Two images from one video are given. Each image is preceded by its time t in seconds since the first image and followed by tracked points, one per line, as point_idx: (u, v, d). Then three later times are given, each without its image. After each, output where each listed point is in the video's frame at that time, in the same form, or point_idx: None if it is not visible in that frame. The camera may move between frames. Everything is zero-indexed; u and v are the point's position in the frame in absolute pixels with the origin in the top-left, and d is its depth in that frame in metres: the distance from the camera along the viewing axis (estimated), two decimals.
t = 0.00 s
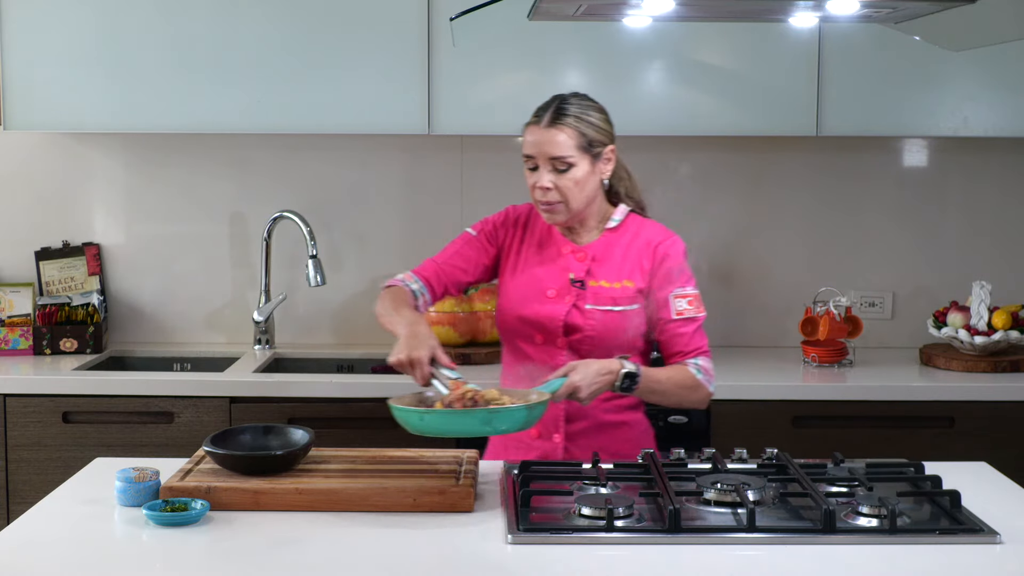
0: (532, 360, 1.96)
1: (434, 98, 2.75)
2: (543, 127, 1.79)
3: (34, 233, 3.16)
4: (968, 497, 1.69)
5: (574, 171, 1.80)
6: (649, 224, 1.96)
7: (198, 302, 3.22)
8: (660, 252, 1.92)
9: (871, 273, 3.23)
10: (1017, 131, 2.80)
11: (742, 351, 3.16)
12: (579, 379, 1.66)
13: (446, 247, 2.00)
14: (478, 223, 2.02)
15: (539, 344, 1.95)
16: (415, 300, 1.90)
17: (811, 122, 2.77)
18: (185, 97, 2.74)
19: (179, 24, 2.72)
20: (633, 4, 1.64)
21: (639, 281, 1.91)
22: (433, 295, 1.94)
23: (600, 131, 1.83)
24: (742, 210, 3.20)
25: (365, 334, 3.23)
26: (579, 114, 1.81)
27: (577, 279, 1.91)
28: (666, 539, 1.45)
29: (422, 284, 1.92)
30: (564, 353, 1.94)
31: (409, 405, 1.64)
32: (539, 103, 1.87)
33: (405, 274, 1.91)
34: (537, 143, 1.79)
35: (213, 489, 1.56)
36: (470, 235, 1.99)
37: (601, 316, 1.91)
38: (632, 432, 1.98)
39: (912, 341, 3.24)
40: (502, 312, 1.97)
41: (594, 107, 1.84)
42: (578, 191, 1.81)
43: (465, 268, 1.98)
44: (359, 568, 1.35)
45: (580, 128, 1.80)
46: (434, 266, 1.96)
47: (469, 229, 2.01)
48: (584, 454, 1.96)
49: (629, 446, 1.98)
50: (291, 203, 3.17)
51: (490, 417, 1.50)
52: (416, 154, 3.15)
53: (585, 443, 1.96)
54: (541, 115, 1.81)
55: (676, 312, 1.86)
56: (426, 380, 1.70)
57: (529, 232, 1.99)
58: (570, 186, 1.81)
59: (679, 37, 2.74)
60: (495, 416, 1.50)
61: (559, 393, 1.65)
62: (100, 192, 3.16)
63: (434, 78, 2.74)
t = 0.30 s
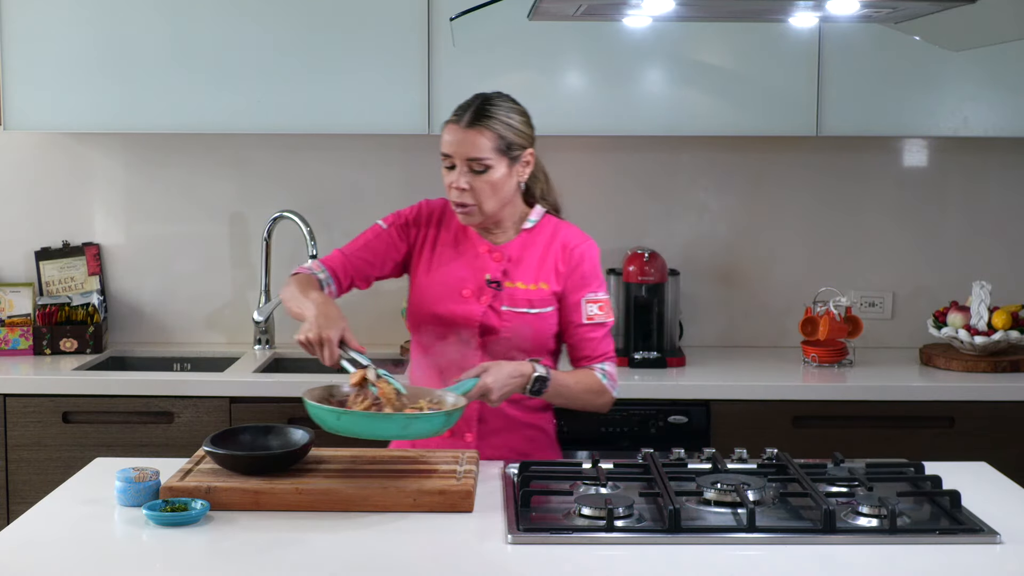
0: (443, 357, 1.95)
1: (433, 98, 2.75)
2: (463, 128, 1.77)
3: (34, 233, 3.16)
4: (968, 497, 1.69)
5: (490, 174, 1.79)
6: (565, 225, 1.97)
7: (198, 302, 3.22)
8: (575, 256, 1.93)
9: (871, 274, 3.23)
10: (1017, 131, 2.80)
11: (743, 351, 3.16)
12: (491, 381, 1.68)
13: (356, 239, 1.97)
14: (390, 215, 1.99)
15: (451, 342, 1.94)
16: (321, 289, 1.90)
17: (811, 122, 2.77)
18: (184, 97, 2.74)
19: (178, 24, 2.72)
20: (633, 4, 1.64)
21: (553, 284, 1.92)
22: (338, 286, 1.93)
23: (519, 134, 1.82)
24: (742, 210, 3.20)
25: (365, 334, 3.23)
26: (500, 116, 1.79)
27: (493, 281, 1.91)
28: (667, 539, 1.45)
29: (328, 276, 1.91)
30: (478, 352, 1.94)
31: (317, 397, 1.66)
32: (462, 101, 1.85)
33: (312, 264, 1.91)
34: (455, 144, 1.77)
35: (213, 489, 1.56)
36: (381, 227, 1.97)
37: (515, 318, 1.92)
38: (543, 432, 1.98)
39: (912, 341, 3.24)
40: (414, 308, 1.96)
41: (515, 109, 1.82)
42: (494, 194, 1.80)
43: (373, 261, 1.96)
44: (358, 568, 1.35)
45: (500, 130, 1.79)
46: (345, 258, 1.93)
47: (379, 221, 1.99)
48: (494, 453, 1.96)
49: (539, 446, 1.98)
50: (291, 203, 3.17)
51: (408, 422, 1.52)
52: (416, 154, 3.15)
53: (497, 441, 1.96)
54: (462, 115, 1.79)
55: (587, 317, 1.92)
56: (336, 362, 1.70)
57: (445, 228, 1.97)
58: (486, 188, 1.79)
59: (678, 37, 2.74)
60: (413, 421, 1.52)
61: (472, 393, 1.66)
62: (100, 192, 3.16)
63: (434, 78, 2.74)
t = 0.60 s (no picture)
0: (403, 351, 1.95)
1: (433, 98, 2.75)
2: (429, 125, 1.77)
3: (35, 233, 3.16)
4: (968, 497, 1.69)
5: (456, 171, 1.79)
6: (531, 224, 1.98)
7: (198, 302, 3.22)
8: (540, 255, 1.94)
9: (872, 274, 3.23)
10: (1017, 131, 2.80)
11: (743, 351, 3.16)
12: (455, 383, 1.70)
13: (318, 224, 1.97)
14: (356, 204, 2.00)
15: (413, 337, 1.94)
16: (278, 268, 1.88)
17: (811, 122, 2.77)
18: (183, 97, 2.74)
19: (177, 24, 2.72)
20: (633, 4, 1.64)
21: (517, 282, 1.93)
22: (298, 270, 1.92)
23: (486, 132, 1.82)
24: (742, 210, 3.20)
25: (364, 334, 3.23)
26: (467, 114, 1.79)
27: (457, 277, 1.91)
28: (667, 539, 1.45)
29: (289, 257, 1.90)
30: (439, 347, 1.93)
31: (279, 406, 1.65)
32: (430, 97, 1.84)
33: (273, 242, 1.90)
34: (420, 140, 1.77)
35: (213, 490, 1.56)
36: (347, 214, 1.98)
37: (478, 315, 1.92)
38: (504, 429, 1.98)
39: (912, 341, 3.24)
40: (377, 301, 1.95)
41: (481, 106, 1.82)
42: (459, 192, 1.80)
43: (337, 248, 1.96)
44: (356, 568, 1.35)
45: (466, 128, 1.78)
46: (307, 241, 1.93)
47: (345, 208, 1.99)
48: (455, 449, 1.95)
49: (500, 444, 1.97)
50: (291, 203, 3.17)
51: (369, 430, 1.51)
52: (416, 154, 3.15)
53: (458, 437, 1.96)
54: (429, 112, 1.79)
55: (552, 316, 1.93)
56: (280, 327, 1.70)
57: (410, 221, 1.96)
58: (451, 185, 1.79)
59: (679, 37, 2.74)
60: (374, 429, 1.51)
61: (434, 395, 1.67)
62: (100, 192, 3.16)
63: (434, 78, 2.74)
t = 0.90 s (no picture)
0: (408, 352, 1.95)
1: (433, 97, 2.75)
2: (429, 125, 1.77)
3: (35, 233, 3.16)
4: (968, 497, 1.69)
5: (457, 171, 1.79)
6: (537, 222, 1.98)
7: (198, 301, 3.22)
8: (545, 253, 1.93)
9: (871, 274, 3.23)
10: (1017, 131, 2.80)
11: (743, 351, 3.16)
12: (464, 387, 1.69)
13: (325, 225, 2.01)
14: (362, 205, 2.03)
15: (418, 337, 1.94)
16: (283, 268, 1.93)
17: (811, 122, 2.77)
18: (184, 97, 2.74)
19: (178, 24, 2.72)
20: (633, 4, 1.64)
21: (522, 281, 1.93)
22: (304, 270, 1.96)
23: (486, 131, 1.81)
24: (742, 210, 3.20)
25: (364, 334, 3.23)
26: (468, 113, 1.79)
27: (460, 276, 1.91)
28: (666, 539, 1.45)
29: (295, 258, 1.95)
30: (443, 347, 1.93)
31: (288, 417, 1.64)
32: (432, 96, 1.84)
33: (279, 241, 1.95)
34: (421, 140, 1.77)
35: (213, 490, 1.56)
36: (352, 215, 2.01)
37: (482, 314, 1.91)
38: (510, 429, 1.98)
39: (912, 341, 3.24)
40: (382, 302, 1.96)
41: (481, 105, 1.82)
42: (461, 191, 1.80)
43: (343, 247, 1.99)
44: (357, 568, 1.35)
45: (466, 127, 1.78)
46: (313, 241, 1.97)
47: (352, 209, 2.02)
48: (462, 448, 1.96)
49: (507, 443, 1.98)
50: (291, 203, 3.17)
51: (382, 440, 1.51)
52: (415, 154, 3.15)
53: (465, 436, 1.96)
54: (429, 111, 1.79)
55: (558, 314, 1.92)
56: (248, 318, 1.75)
57: (415, 222, 1.97)
58: (452, 185, 1.79)
59: (679, 37, 2.74)
60: (388, 440, 1.51)
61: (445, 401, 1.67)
62: (100, 192, 3.16)
63: (434, 78, 2.74)
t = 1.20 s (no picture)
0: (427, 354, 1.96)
1: (433, 97, 2.75)
2: (436, 126, 1.77)
3: (34, 233, 3.16)
4: (968, 498, 1.69)
5: (464, 173, 1.79)
6: (550, 219, 1.97)
7: (198, 301, 3.22)
8: (560, 249, 1.93)
9: (871, 274, 3.23)
10: (1017, 131, 2.80)
11: (743, 351, 3.16)
12: (485, 386, 1.68)
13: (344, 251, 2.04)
14: (373, 223, 2.04)
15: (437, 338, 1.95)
16: (312, 304, 1.98)
17: (811, 122, 2.77)
18: (184, 97, 2.74)
19: (178, 24, 2.72)
20: (633, 4, 1.64)
21: (538, 278, 1.92)
22: (332, 299, 2.01)
23: (494, 132, 1.81)
24: (741, 210, 3.20)
25: (364, 334, 3.23)
26: (475, 115, 1.79)
27: (475, 276, 1.92)
28: (666, 539, 1.45)
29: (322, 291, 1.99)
30: (461, 348, 1.94)
31: (316, 426, 1.64)
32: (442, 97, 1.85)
33: (304, 280, 2.00)
34: (428, 142, 1.77)
35: (213, 490, 1.56)
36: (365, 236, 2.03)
37: (499, 313, 1.91)
38: (530, 428, 1.98)
39: (912, 341, 3.24)
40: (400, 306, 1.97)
41: (489, 106, 1.81)
42: (468, 193, 1.80)
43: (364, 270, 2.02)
44: (357, 568, 1.35)
45: (474, 129, 1.78)
46: (334, 270, 2.00)
47: (364, 229, 2.04)
48: (482, 448, 1.96)
49: (527, 442, 1.98)
50: (292, 203, 3.17)
51: (412, 443, 1.52)
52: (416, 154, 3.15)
53: (484, 437, 1.96)
54: (437, 112, 1.79)
55: (576, 311, 1.91)
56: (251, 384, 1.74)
57: (429, 226, 1.98)
58: (460, 186, 1.79)
59: (678, 36, 2.74)
60: (417, 442, 1.52)
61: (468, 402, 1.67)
62: (100, 192, 3.16)
63: (434, 78, 2.74)
